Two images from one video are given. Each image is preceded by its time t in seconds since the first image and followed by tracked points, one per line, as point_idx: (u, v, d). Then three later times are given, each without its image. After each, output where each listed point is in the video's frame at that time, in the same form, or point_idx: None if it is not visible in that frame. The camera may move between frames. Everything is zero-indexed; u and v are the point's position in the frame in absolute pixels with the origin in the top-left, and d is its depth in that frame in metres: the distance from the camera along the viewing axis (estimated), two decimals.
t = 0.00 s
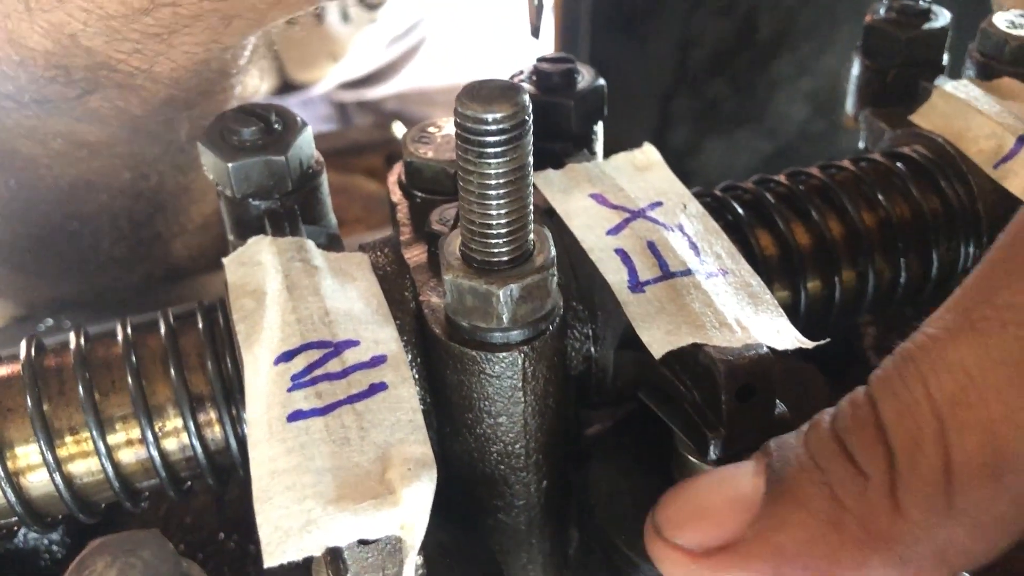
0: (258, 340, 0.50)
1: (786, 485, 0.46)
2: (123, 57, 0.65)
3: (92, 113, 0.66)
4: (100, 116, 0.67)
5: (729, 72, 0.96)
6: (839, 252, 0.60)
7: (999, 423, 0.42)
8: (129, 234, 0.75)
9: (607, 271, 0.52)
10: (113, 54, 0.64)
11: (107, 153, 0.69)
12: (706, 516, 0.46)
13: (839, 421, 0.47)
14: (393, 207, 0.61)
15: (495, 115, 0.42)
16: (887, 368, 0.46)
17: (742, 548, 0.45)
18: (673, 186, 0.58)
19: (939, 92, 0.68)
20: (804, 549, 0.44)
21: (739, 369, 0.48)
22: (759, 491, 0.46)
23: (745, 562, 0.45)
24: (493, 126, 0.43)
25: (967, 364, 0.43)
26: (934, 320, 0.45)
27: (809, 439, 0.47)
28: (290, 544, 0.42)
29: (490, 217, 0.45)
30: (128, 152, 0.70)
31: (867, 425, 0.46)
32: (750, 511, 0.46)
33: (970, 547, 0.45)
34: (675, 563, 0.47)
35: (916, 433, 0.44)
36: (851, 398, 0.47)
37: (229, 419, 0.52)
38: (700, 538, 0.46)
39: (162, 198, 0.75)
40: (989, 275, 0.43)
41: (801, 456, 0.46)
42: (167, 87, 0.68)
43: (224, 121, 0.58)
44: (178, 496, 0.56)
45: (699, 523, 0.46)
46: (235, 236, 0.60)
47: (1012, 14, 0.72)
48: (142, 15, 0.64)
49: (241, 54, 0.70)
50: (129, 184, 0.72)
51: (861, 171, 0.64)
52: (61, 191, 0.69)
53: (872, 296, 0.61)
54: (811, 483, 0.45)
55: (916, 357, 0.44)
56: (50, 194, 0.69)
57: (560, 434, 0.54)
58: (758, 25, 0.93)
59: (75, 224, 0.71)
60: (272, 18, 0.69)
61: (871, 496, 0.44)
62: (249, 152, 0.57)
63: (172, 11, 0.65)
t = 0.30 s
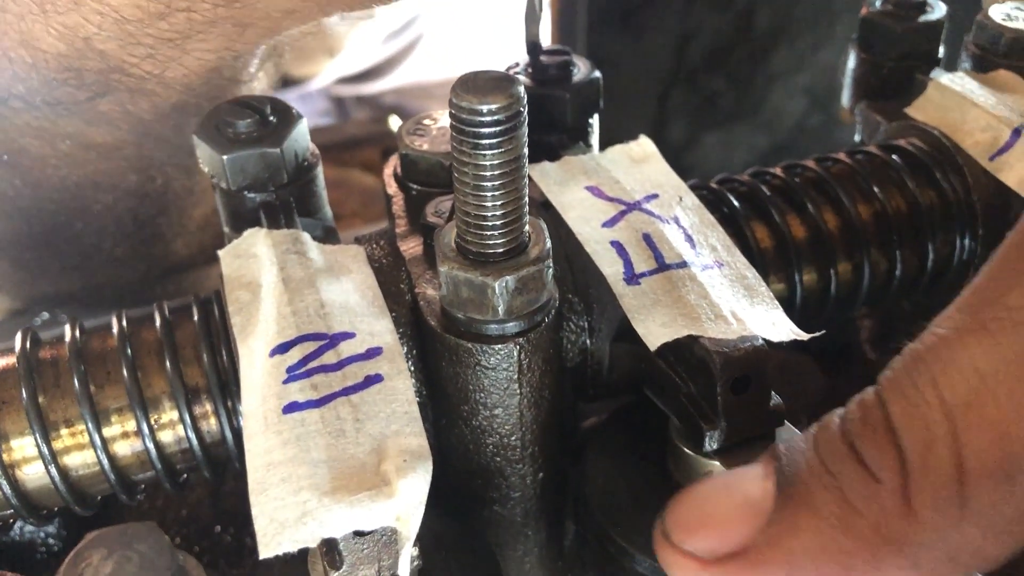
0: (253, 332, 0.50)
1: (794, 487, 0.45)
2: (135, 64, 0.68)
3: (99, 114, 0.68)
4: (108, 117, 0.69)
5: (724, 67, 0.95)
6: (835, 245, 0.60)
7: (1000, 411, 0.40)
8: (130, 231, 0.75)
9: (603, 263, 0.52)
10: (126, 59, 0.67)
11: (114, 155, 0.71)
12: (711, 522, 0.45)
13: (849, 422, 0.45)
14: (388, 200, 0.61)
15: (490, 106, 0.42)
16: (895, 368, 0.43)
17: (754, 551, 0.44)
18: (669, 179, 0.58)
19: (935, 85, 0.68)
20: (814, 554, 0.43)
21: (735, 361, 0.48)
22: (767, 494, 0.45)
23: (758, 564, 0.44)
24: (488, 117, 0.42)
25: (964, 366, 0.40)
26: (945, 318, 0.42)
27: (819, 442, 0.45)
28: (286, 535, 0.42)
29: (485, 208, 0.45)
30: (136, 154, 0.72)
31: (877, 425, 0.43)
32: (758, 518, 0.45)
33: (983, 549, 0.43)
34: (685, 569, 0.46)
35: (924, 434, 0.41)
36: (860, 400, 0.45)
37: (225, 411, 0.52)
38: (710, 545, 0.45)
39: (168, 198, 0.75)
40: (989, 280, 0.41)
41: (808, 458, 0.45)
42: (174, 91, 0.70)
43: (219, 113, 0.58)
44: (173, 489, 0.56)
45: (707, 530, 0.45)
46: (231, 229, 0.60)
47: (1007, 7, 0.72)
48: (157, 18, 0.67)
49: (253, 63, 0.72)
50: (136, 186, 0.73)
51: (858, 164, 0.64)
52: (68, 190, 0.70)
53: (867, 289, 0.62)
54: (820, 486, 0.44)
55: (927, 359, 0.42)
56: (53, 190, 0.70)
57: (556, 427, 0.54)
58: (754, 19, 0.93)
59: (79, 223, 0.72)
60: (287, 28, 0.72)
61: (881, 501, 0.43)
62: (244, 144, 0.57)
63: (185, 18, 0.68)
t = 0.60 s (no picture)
0: (251, 332, 0.50)
1: (820, 496, 0.44)
2: (145, 67, 0.67)
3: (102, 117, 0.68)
4: (113, 119, 0.69)
5: (723, 65, 0.95)
6: (832, 244, 0.60)
7: None
8: (131, 233, 0.75)
9: (601, 263, 0.52)
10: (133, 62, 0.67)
11: (119, 159, 0.71)
12: (735, 526, 0.45)
13: (879, 433, 0.44)
14: (387, 199, 0.61)
15: (487, 106, 0.42)
16: (924, 377, 0.42)
17: (779, 557, 0.44)
18: (666, 178, 0.58)
19: (933, 84, 0.68)
20: (841, 563, 0.43)
21: (732, 361, 0.48)
22: (794, 500, 0.45)
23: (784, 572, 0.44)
24: (485, 117, 0.43)
25: (994, 377, 0.39)
26: (975, 326, 0.40)
27: (845, 451, 0.45)
28: (284, 534, 0.42)
29: (482, 208, 0.45)
30: (140, 158, 0.72)
31: (905, 433, 0.43)
32: (782, 523, 0.44)
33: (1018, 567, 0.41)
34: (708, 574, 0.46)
35: (954, 447, 0.40)
36: (888, 408, 0.44)
37: (223, 410, 0.52)
38: (735, 549, 0.45)
39: (171, 200, 0.75)
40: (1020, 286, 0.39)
41: (836, 468, 0.44)
42: (178, 95, 0.70)
43: (217, 113, 0.58)
44: (171, 487, 0.56)
45: (730, 534, 0.45)
46: (228, 228, 0.60)
47: (1005, 6, 0.72)
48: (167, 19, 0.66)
49: (258, 65, 0.71)
50: (140, 189, 0.73)
51: (855, 162, 0.64)
52: (73, 192, 0.71)
53: (864, 288, 0.62)
54: (847, 496, 0.43)
55: (958, 368, 0.40)
56: (57, 192, 0.70)
57: (553, 426, 0.54)
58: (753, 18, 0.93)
59: (82, 224, 0.72)
60: (295, 25, 0.71)
61: (909, 511, 0.42)
62: (241, 143, 0.57)
63: (195, 18, 0.67)
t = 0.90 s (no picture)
0: (251, 331, 0.50)
1: (805, 485, 0.43)
2: (156, 71, 0.67)
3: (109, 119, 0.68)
4: (118, 121, 0.69)
5: (724, 65, 0.95)
6: (831, 243, 0.60)
7: (1016, 412, 0.37)
8: (131, 233, 0.75)
9: (600, 262, 0.52)
10: (144, 67, 0.67)
11: (124, 161, 0.71)
12: (723, 514, 0.44)
13: (863, 422, 0.42)
14: (386, 198, 0.61)
15: (487, 105, 0.42)
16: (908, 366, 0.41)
17: (764, 543, 0.42)
18: (666, 178, 0.58)
19: (932, 83, 0.68)
20: (829, 551, 0.41)
21: (731, 360, 0.48)
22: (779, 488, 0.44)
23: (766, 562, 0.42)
24: (485, 116, 0.42)
25: (979, 366, 0.38)
26: (958, 315, 0.39)
27: (830, 440, 0.43)
28: (284, 533, 0.42)
29: (482, 208, 0.45)
30: (147, 159, 0.72)
31: (890, 423, 0.41)
32: (767, 512, 0.43)
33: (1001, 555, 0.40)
34: (692, 565, 0.44)
35: (937, 434, 0.39)
36: (872, 398, 0.43)
37: (222, 410, 0.52)
38: (721, 537, 0.43)
39: (173, 202, 0.75)
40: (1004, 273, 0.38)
41: (821, 457, 0.43)
42: (190, 99, 0.70)
43: (216, 112, 0.58)
44: (171, 487, 0.56)
45: (716, 521, 0.44)
46: (227, 227, 0.60)
47: (1004, 5, 0.72)
48: (180, 24, 0.66)
49: (262, 73, 0.72)
50: (144, 190, 0.73)
51: (854, 161, 0.64)
52: (78, 193, 0.71)
53: (864, 288, 0.62)
54: (833, 485, 0.42)
55: (942, 357, 0.39)
56: (62, 194, 0.70)
57: (553, 425, 0.54)
58: (754, 18, 0.93)
59: (86, 226, 0.72)
60: (306, 33, 0.70)
61: (895, 501, 0.40)
62: (241, 143, 0.57)
63: (207, 24, 0.67)
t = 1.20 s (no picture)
0: (252, 331, 0.50)
1: (802, 480, 0.44)
2: (148, 72, 0.68)
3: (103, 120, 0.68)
4: (111, 121, 0.69)
5: (724, 65, 0.95)
6: (832, 242, 0.60)
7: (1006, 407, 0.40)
8: (130, 232, 0.75)
9: (602, 262, 0.52)
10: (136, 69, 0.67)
11: (121, 160, 0.71)
12: (722, 508, 0.45)
13: (859, 417, 0.44)
14: (387, 198, 0.61)
15: (488, 104, 0.42)
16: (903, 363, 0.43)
17: (762, 538, 0.44)
18: (667, 177, 0.58)
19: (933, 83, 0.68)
20: (825, 544, 0.43)
21: (732, 360, 0.48)
22: (778, 482, 0.45)
23: (761, 556, 0.44)
24: (486, 115, 0.42)
25: (974, 362, 0.41)
26: (952, 314, 0.42)
27: (827, 433, 0.45)
28: (285, 533, 0.42)
29: (483, 207, 0.45)
30: (140, 158, 0.71)
31: (886, 419, 0.43)
32: (765, 506, 0.44)
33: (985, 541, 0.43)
34: (694, 557, 0.45)
35: (934, 428, 0.42)
36: (868, 393, 0.45)
37: (223, 410, 0.52)
38: (721, 531, 0.45)
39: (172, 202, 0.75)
40: (995, 277, 0.41)
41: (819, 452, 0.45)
42: (180, 98, 0.70)
43: (217, 112, 0.58)
44: (172, 487, 0.55)
45: (713, 517, 0.45)
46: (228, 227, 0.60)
47: (1005, 5, 0.72)
48: (171, 26, 0.67)
49: (251, 72, 0.72)
50: (138, 189, 0.73)
51: (855, 160, 0.64)
52: (75, 192, 0.70)
53: (864, 287, 0.62)
54: (831, 479, 0.43)
55: (937, 353, 0.42)
56: (57, 193, 0.70)
57: (553, 425, 0.54)
58: (754, 17, 0.93)
59: (80, 224, 0.72)
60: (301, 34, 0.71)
61: (889, 492, 0.43)
62: (241, 143, 0.56)
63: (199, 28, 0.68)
